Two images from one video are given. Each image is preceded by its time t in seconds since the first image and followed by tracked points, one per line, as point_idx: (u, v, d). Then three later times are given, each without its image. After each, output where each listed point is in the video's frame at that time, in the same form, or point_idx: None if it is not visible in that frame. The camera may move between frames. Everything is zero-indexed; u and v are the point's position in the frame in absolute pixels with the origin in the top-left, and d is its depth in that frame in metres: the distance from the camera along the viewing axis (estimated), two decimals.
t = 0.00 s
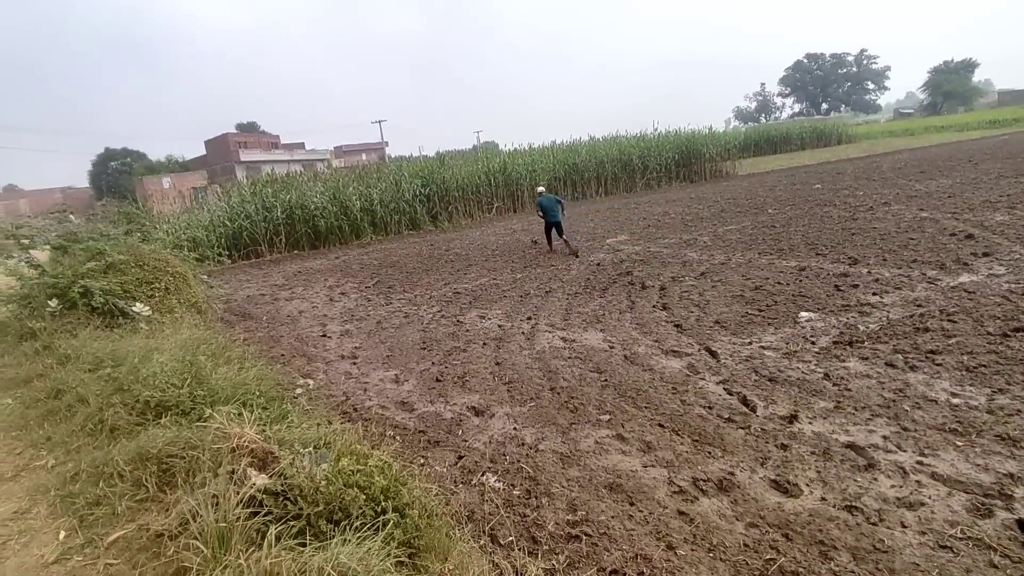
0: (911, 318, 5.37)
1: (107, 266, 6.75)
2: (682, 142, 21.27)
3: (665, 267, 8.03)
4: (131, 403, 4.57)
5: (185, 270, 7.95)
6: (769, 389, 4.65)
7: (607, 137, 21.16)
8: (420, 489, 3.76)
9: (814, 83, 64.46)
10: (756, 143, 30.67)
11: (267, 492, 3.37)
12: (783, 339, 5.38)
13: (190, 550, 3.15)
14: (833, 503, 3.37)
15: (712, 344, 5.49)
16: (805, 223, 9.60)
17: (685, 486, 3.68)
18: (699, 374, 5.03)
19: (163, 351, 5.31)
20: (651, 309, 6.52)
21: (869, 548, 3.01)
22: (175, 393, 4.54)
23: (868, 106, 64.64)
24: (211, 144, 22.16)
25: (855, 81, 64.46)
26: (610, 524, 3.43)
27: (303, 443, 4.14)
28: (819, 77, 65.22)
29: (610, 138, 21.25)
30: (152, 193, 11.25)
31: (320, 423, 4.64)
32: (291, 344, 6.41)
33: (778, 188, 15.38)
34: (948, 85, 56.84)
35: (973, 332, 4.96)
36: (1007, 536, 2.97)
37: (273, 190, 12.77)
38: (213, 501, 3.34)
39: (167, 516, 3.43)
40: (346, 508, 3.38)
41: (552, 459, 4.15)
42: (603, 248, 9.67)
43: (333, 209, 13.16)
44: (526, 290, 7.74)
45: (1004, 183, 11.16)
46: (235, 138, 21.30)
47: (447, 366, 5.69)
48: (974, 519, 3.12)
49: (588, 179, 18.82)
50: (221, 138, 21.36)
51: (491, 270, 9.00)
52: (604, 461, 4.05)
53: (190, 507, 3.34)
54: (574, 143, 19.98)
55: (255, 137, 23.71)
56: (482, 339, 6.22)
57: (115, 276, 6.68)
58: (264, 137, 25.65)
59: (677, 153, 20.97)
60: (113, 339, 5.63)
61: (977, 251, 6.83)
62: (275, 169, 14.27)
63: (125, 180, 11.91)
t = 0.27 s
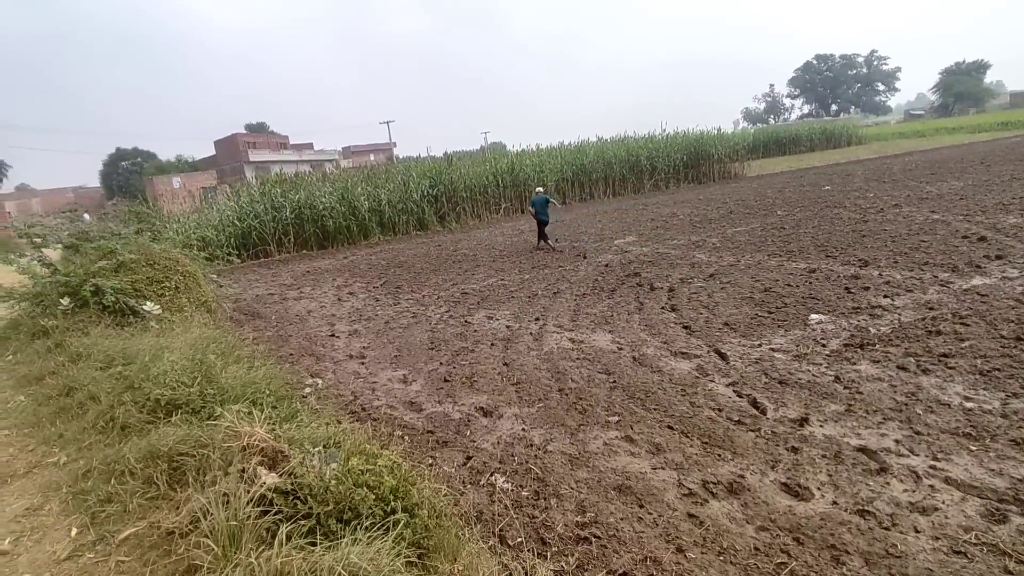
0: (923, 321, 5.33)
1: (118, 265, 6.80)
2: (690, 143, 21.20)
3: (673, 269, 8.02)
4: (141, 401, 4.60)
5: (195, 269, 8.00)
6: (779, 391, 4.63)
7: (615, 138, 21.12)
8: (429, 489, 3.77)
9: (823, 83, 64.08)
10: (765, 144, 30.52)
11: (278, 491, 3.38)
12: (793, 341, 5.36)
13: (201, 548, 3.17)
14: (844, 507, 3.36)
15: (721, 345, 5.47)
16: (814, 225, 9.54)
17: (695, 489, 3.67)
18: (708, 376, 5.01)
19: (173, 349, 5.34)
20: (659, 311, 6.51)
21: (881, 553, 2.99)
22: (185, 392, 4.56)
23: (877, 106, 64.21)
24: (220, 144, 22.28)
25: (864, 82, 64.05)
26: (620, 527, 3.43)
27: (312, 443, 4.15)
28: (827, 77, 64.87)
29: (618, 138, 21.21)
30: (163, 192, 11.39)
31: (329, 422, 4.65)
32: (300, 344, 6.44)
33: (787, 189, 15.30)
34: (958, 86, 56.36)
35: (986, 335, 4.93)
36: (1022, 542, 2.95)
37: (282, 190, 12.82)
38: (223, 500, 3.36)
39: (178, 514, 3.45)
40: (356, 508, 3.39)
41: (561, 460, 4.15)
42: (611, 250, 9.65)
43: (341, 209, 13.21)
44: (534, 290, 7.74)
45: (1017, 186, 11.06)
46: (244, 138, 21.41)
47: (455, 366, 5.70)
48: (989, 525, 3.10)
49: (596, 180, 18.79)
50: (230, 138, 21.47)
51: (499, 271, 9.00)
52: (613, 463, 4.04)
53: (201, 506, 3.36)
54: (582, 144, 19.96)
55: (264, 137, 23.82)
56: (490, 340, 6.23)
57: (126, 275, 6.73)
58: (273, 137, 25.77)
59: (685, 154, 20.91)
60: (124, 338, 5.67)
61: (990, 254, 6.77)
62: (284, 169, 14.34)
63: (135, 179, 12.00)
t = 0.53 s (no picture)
0: (926, 324, 5.32)
1: (121, 265, 6.81)
2: (693, 143, 21.19)
3: (676, 270, 8.01)
4: (144, 401, 4.61)
5: (197, 269, 8.01)
6: (782, 394, 4.62)
7: (617, 139, 21.12)
8: (432, 491, 3.77)
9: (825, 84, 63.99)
10: (767, 145, 30.49)
11: (280, 493, 3.39)
12: (796, 343, 5.35)
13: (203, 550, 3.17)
14: (848, 510, 3.35)
15: (724, 348, 5.47)
16: (817, 227, 9.53)
17: (697, 492, 3.66)
18: (711, 378, 5.00)
19: (176, 350, 5.35)
20: (662, 312, 6.50)
21: (885, 557, 2.98)
22: (188, 392, 4.57)
23: (879, 107, 64.10)
24: (222, 144, 22.32)
25: (865, 82, 63.95)
26: (622, 529, 3.43)
27: (315, 444, 4.15)
28: (830, 78, 64.86)
29: (620, 139, 21.20)
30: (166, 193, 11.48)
31: (331, 424, 4.66)
32: (302, 344, 6.45)
33: (789, 191, 15.28)
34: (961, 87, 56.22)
35: (990, 338, 4.91)
36: None
37: (284, 190, 12.84)
38: (226, 501, 3.36)
39: (180, 515, 3.45)
40: (358, 510, 3.39)
41: (564, 462, 4.15)
42: (613, 251, 9.64)
43: (343, 210, 13.21)
44: (536, 292, 7.73)
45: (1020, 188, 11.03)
46: (246, 138, 21.44)
47: (457, 367, 5.70)
48: (993, 529, 3.09)
49: (598, 181, 18.78)
50: (232, 139, 21.51)
51: (501, 272, 9.00)
52: (615, 466, 4.04)
53: (203, 507, 3.36)
54: (584, 145, 19.95)
55: (266, 137, 23.87)
56: (492, 341, 6.22)
57: (129, 276, 6.74)
58: (276, 138, 25.83)
59: (687, 155, 20.89)
60: (127, 338, 5.68)
61: (993, 256, 6.76)
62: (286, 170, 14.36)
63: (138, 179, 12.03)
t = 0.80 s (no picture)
0: (923, 325, 5.33)
1: (116, 266, 6.79)
2: (689, 145, 21.23)
3: (673, 271, 8.01)
4: (139, 403, 4.58)
5: (193, 270, 7.98)
6: (779, 395, 4.63)
7: (614, 140, 21.15)
8: (428, 493, 3.76)
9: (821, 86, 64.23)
10: (764, 146, 30.58)
11: (276, 495, 3.37)
12: (793, 344, 5.35)
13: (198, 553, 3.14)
14: (845, 511, 3.35)
15: (721, 349, 5.47)
16: (813, 228, 9.55)
17: (695, 493, 3.66)
18: (708, 379, 5.00)
19: (172, 351, 5.32)
20: (659, 313, 6.50)
21: (883, 558, 2.98)
22: (183, 394, 4.54)
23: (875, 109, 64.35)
24: (219, 144, 22.27)
25: (861, 84, 64.20)
26: (619, 531, 3.42)
27: (311, 446, 4.14)
28: (826, 80, 65.11)
29: (617, 140, 21.23)
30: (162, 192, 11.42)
31: (328, 425, 4.64)
32: (298, 345, 6.43)
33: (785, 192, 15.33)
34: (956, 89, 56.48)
35: (986, 339, 4.93)
36: None
37: (281, 191, 12.81)
38: (221, 503, 3.35)
39: (175, 518, 3.43)
40: (354, 512, 3.37)
41: (561, 464, 4.14)
42: (610, 252, 9.65)
43: (340, 211, 13.19)
44: (533, 293, 7.73)
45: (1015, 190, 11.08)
46: (243, 139, 21.39)
47: (454, 369, 5.68)
48: (990, 530, 3.09)
49: (596, 182, 18.80)
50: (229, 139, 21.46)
51: (498, 273, 8.99)
52: (612, 467, 4.03)
53: (198, 509, 3.34)
54: (581, 146, 19.97)
55: (263, 138, 23.83)
56: (489, 342, 6.21)
57: (124, 276, 6.71)
58: (272, 138, 25.80)
59: (684, 156, 20.93)
60: (122, 339, 5.65)
61: (989, 257, 6.78)
62: (283, 170, 14.33)
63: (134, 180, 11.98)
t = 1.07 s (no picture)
0: (914, 325, 5.36)
1: (107, 266, 6.73)
2: (682, 146, 21.31)
3: (666, 272, 8.03)
4: (129, 404, 4.54)
5: (185, 270, 7.93)
6: (771, 395, 4.64)
7: (608, 141, 21.20)
8: (421, 494, 3.74)
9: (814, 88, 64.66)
10: (756, 148, 30.73)
11: (267, 496, 3.34)
12: (786, 344, 5.37)
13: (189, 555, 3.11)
14: (837, 511, 3.36)
15: (714, 349, 5.48)
16: (806, 229, 9.60)
17: (687, 493, 3.66)
18: (701, 379, 5.01)
19: (163, 352, 5.28)
20: (652, 314, 6.51)
21: (874, 557, 2.99)
22: (174, 395, 4.50)
23: (867, 112, 64.83)
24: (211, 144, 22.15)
25: (853, 86, 64.65)
26: (613, 531, 3.41)
27: (303, 447, 4.11)
28: (818, 82, 65.55)
29: (611, 141, 21.27)
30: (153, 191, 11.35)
31: (320, 426, 4.61)
32: (290, 346, 6.39)
33: (778, 193, 15.40)
34: (947, 92, 56.98)
35: (976, 339, 4.96)
36: (1015, 547, 2.96)
37: (274, 191, 12.75)
38: (212, 505, 3.32)
39: (166, 519, 3.40)
40: (346, 513, 3.34)
41: (554, 464, 4.13)
42: (603, 252, 9.66)
43: (333, 211, 13.14)
44: (527, 293, 7.72)
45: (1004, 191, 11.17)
46: (236, 138, 21.30)
47: (447, 369, 5.67)
48: (980, 529, 3.10)
49: (589, 182, 18.83)
50: (221, 139, 21.36)
51: (491, 273, 8.97)
52: (606, 467, 4.03)
53: (189, 511, 3.31)
54: (575, 147, 19.99)
55: (256, 138, 23.73)
56: (483, 342, 6.20)
57: (115, 276, 6.65)
58: (265, 138, 25.69)
59: (677, 157, 21.00)
60: (112, 339, 5.61)
61: (979, 258, 6.84)
62: (276, 170, 14.27)
63: (125, 179, 11.90)
